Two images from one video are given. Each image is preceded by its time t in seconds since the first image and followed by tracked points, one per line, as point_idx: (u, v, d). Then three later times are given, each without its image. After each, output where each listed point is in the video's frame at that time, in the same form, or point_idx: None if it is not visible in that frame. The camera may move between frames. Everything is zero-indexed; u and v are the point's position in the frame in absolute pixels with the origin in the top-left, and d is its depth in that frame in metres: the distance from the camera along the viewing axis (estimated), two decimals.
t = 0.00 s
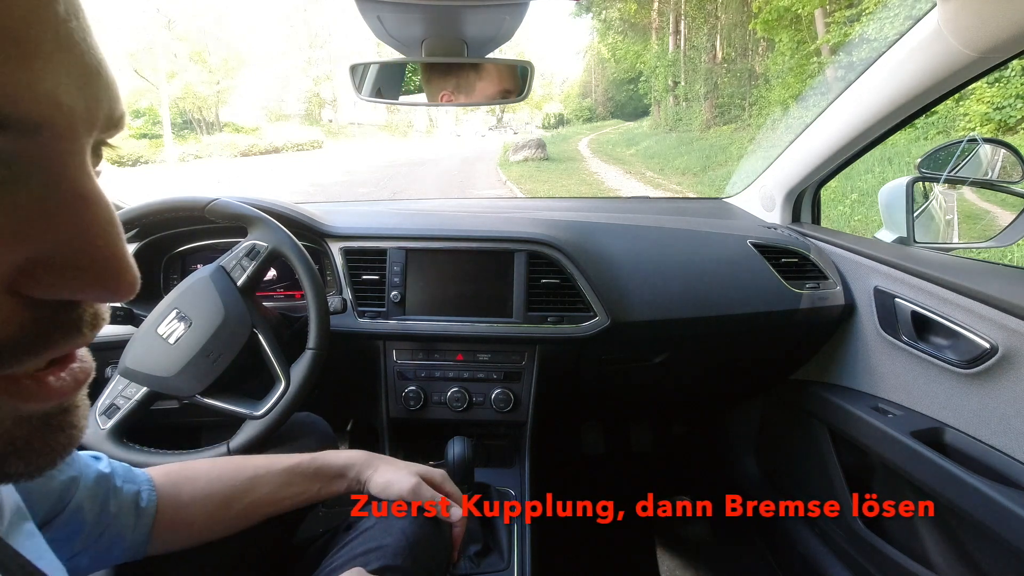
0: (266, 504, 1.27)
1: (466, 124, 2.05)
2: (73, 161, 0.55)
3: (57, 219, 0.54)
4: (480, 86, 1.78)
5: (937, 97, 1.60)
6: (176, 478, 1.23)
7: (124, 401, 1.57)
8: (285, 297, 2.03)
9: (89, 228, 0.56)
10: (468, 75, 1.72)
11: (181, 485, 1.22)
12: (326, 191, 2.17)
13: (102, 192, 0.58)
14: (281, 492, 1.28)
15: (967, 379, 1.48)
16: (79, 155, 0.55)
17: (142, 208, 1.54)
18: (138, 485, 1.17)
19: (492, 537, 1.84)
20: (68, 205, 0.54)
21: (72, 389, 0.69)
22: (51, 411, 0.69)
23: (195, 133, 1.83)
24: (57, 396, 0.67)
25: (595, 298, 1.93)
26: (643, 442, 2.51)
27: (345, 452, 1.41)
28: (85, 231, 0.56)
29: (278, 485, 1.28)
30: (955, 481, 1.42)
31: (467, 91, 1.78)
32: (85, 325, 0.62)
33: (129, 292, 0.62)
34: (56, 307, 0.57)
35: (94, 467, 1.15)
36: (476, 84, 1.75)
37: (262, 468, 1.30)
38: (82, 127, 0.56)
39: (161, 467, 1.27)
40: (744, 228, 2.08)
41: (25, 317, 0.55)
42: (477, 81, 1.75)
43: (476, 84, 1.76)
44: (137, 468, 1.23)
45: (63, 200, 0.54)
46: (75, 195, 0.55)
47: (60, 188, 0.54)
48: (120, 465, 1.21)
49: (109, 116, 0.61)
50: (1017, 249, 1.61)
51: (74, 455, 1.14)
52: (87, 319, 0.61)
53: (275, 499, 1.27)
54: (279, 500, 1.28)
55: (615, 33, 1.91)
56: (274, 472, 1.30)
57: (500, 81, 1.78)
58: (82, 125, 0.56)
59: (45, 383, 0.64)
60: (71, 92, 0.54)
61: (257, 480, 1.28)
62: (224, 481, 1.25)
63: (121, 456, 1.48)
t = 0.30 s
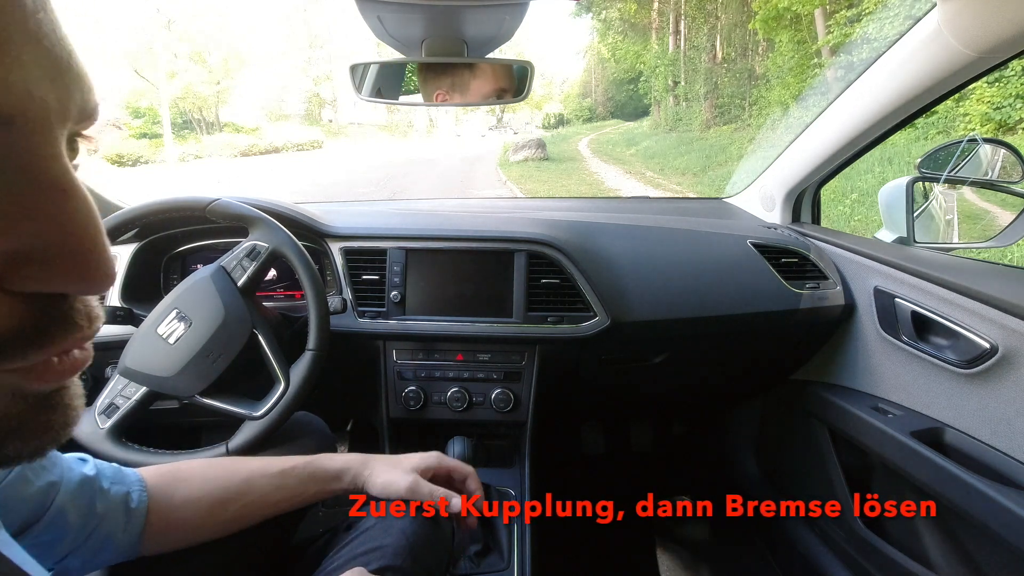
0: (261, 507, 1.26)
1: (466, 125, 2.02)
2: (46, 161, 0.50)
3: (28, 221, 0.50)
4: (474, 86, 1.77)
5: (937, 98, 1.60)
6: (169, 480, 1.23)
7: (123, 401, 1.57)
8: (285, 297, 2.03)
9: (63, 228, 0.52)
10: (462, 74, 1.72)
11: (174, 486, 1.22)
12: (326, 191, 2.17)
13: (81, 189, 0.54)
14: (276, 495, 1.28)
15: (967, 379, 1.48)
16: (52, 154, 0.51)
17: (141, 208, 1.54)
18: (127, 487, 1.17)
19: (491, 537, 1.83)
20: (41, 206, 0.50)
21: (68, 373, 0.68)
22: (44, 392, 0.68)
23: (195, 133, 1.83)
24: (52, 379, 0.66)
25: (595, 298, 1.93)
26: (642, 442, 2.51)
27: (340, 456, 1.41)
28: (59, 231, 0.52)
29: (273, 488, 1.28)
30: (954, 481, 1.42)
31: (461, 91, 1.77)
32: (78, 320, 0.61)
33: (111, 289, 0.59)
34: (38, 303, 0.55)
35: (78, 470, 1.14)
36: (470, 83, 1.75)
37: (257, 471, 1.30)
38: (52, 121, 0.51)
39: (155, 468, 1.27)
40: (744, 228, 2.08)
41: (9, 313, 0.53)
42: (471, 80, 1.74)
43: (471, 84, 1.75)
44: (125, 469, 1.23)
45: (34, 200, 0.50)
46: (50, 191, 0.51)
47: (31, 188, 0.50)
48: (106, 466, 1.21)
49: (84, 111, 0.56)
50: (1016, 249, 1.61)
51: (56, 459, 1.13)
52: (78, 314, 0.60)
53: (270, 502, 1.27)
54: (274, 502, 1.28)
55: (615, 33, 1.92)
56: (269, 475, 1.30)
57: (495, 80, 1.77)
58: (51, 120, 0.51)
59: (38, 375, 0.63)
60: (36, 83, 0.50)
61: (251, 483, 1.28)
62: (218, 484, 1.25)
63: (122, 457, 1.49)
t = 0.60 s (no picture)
0: (260, 496, 1.26)
1: (466, 125, 1.98)
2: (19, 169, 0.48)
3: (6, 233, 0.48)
4: (475, 84, 1.74)
5: (937, 98, 1.60)
6: (167, 472, 1.22)
7: (123, 401, 1.56)
8: (285, 297, 2.03)
9: (44, 243, 0.50)
10: (464, 74, 1.71)
11: (172, 480, 1.20)
12: (326, 191, 2.17)
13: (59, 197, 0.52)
14: (274, 482, 1.28)
15: (967, 379, 1.48)
16: (28, 164, 0.49)
17: (142, 208, 1.54)
18: (124, 482, 1.16)
19: (492, 537, 1.84)
20: (17, 218, 0.49)
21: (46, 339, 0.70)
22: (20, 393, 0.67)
23: (195, 133, 1.83)
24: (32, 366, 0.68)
25: (595, 298, 1.93)
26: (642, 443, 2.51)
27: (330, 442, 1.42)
28: (37, 245, 0.50)
29: (270, 475, 1.28)
30: (955, 481, 1.42)
31: (463, 88, 1.75)
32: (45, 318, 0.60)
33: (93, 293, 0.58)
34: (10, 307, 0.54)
35: (75, 466, 1.14)
36: (471, 82, 1.73)
37: (254, 461, 1.30)
38: (26, 128, 0.49)
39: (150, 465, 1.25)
40: (744, 228, 2.08)
41: None
42: (473, 78, 1.72)
43: (472, 83, 1.73)
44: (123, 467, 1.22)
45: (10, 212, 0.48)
46: (22, 203, 0.49)
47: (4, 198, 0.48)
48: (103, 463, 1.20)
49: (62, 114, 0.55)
50: (1017, 249, 1.61)
51: (52, 455, 1.12)
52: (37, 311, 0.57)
53: (269, 489, 1.27)
54: (273, 489, 1.27)
55: (615, 33, 1.92)
56: (267, 463, 1.30)
57: (494, 79, 1.74)
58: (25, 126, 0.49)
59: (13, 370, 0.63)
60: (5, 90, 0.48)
61: (249, 472, 1.27)
62: (216, 475, 1.24)
63: (122, 457, 1.49)
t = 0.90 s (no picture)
0: (260, 471, 1.20)
1: (466, 125, 2.00)
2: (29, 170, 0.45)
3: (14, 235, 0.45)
4: (475, 84, 1.75)
5: (937, 98, 1.61)
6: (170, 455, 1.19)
7: (123, 401, 1.57)
8: (285, 297, 2.03)
9: (59, 247, 0.47)
10: (465, 74, 1.72)
11: (173, 462, 1.17)
12: (326, 191, 2.17)
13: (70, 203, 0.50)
14: (273, 456, 1.22)
15: (967, 379, 1.48)
16: (39, 167, 0.46)
17: (142, 208, 1.54)
18: (138, 464, 1.13)
19: (492, 537, 1.84)
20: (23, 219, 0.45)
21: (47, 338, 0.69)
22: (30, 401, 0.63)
23: (195, 133, 1.83)
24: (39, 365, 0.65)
25: (595, 298, 1.93)
26: (642, 442, 2.51)
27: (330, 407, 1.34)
28: (41, 246, 0.46)
29: (267, 450, 1.22)
30: (955, 481, 1.42)
31: (463, 88, 1.76)
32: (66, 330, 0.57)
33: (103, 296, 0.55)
34: (23, 316, 0.51)
35: (90, 451, 1.11)
36: (471, 83, 1.74)
37: (251, 435, 1.24)
38: (39, 134, 0.46)
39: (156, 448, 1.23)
40: (744, 228, 2.08)
41: None
42: (473, 78, 1.73)
43: (472, 83, 1.74)
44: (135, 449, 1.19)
45: (22, 217, 0.45)
46: (32, 206, 0.46)
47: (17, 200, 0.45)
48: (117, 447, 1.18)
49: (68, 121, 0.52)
50: (1016, 249, 1.61)
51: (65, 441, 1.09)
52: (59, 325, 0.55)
53: (268, 464, 1.21)
54: (273, 464, 1.22)
55: (615, 33, 1.92)
56: (263, 438, 1.24)
57: (494, 80, 1.75)
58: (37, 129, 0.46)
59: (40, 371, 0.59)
60: (18, 94, 0.45)
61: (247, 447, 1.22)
62: (215, 453, 1.20)
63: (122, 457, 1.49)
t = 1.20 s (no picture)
0: (281, 470, 1.21)
1: (466, 125, 2.00)
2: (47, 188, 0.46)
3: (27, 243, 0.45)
4: (477, 85, 1.75)
5: (937, 98, 1.60)
6: (189, 451, 1.20)
7: (123, 401, 1.57)
8: (285, 297, 2.03)
9: (71, 257, 0.47)
10: (467, 74, 1.71)
11: (193, 456, 1.18)
12: (326, 191, 2.17)
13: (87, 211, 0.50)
14: (295, 455, 1.23)
15: (967, 379, 1.48)
16: (54, 177, 0.46)
17: (142, 208, 1.54)
18: (152, 459, 1.14)
19: (491, 536, 1.84)
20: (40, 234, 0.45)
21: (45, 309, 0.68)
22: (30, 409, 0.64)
23: (195, 133, 1.84)
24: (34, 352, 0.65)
25: (595, 298, 1.93)
26: (642, 442, 2.51)
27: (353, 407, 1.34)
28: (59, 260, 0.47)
29: (288, 448, 1.23)
30: (954, 481, 1.42)
31: (465, 88, 1.74)
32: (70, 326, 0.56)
33: (117, 302, 0.55)
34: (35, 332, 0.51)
35: (101, 449, 1.12)
36: (473, 83, 1.73)
37: (273, 434, 1.25)
38: (57, 145, 0.47)
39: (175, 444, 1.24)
40: (744, 228, 2.08)
41: None
42: (475, 79, 1.73)
43: (474, 83, 1.74)
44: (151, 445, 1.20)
45: (35, 228, 0.45)
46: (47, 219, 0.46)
47: (32, 209, 0.45)
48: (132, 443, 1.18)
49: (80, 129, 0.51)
50: (1016, 249, 1.61)
51: (76, 441, 1.10)
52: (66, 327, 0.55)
53: (289, 463, 1.22)
54: (294, 463, 1.22)
55: (615, 33, 1.91)
56: (284, 436, 1.25)
57: (496, 80, 1.75)
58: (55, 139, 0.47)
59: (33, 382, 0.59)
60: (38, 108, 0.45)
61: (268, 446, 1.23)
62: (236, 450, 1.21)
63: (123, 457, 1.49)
